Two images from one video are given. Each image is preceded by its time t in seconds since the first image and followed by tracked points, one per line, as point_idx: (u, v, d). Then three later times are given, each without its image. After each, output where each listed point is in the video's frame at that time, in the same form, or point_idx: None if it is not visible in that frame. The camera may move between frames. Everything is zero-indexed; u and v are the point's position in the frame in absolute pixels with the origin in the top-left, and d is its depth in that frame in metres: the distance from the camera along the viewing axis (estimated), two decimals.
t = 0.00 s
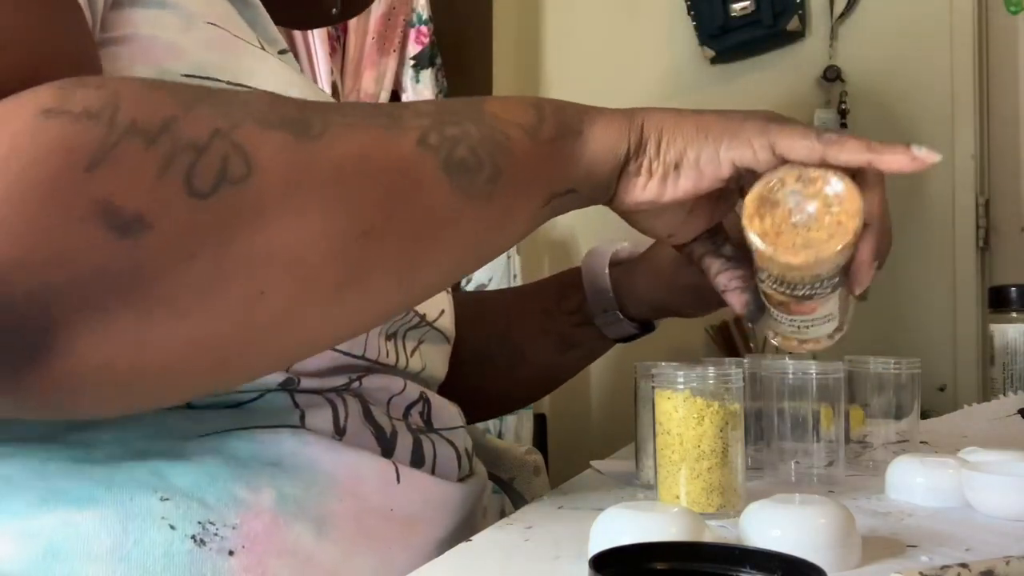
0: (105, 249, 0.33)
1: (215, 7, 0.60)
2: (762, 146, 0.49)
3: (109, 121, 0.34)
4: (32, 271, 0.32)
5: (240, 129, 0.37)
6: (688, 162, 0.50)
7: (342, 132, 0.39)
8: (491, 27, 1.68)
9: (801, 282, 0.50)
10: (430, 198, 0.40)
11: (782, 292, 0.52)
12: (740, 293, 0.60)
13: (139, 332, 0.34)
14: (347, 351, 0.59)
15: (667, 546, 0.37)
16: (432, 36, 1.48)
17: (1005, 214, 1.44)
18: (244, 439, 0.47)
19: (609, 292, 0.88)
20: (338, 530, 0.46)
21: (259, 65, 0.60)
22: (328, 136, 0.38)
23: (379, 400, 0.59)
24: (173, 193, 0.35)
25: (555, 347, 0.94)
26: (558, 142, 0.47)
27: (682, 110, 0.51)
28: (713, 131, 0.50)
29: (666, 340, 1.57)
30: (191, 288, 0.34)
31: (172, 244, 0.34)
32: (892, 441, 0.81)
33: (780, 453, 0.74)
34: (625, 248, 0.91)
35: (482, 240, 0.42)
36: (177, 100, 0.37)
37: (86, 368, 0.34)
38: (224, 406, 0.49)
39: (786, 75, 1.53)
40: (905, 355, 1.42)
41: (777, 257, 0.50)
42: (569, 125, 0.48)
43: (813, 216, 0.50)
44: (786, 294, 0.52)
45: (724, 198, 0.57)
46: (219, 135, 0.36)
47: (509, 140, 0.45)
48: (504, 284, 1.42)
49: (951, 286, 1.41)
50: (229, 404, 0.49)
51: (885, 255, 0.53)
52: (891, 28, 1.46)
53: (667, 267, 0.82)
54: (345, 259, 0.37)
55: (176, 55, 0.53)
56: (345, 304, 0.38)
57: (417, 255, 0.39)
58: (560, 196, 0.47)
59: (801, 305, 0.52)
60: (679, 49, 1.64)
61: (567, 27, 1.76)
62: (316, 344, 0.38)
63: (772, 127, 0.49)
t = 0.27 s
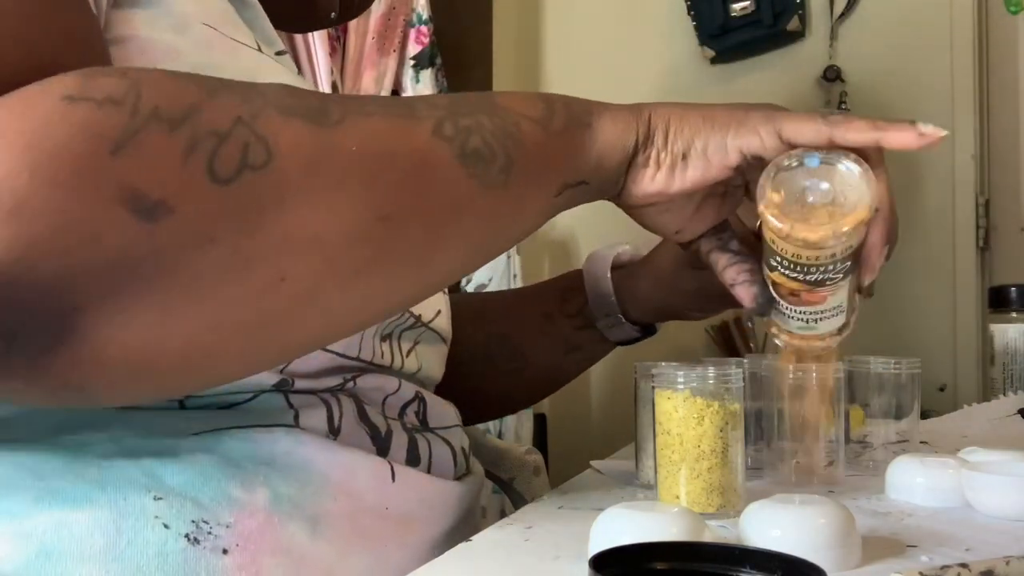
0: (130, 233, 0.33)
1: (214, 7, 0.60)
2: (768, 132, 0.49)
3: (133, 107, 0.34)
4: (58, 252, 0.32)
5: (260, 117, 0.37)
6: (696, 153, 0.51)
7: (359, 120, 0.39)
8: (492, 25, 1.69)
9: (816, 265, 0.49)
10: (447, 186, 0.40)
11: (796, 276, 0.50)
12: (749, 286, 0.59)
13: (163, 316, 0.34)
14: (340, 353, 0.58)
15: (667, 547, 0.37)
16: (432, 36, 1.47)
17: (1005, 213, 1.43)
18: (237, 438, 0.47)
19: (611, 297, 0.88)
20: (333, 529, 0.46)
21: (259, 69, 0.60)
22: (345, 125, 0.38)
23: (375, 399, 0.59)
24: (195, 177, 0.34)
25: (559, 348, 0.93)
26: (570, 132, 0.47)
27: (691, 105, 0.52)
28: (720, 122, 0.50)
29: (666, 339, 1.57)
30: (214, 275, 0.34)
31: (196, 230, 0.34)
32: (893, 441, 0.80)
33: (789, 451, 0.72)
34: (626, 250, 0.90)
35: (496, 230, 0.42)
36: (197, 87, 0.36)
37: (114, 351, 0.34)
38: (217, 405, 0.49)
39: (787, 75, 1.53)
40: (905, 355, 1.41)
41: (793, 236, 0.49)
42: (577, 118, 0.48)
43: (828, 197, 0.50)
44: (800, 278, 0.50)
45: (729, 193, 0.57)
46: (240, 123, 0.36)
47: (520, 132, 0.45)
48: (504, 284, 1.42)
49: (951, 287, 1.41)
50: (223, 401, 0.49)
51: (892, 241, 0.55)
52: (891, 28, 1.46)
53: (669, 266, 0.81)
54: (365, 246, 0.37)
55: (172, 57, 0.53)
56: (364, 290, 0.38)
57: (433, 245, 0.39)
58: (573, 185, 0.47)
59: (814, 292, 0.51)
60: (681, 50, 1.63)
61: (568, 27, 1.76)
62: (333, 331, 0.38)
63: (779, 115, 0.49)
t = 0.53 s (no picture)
0: (89, 283, 0.34)
1: (207, 14, 0.60)
2: (765, 183, 0.46)
3: (89, 158, 0.35)
4: (18, 304, 0.33)
5: (226, 161, 0.37)
6: (693, 193, 0.47)
7: (332, 159, 0.38)
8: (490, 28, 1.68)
9: (805, 321, 0.54)
10: (422, 224, 0.39)
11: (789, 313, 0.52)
12: (744, 313, 0.64)
13: (128, 359, 0.35)
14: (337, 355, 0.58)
15: (666, 546, 0.37)
16: (432, 36, 1.47)
17: (1003, 214, 1.43)
18: (236, 438, 0.47)
19: (613, 300, 0.88)
20: (332, 525, 0.46)
21: (251, 73, 0.59)
22: (316, 167, 0.38)
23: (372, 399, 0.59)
24: (153, 229, 0.35)
25: (559, 351, 0.93)
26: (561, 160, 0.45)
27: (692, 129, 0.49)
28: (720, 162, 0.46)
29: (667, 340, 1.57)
30: (173, 320, 0.35)
31: (154, 278, 0.35)
32: (893, 441, 0.80)
33: (792, 445, 0.71)
34: (630, 255, 0.90)
35: (479, 267, 0.42)
36: (165, 130, 0.37)
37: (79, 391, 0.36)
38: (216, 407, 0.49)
39: (786, 77, 1.53)
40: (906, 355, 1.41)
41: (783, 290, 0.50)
42: (574, 146, 0.46)
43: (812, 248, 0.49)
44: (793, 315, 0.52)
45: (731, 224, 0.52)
46: (204, 169, 0.37)
47: (506, 164, 0.43)
48: (504, 285, 1.42)
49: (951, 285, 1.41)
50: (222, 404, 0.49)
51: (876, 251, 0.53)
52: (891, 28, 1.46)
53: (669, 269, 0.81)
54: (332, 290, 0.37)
55: (164, 65, 0.53)
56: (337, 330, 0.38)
57: (409, 281, 0.39)
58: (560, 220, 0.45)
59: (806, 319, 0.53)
60: (678, 50, 1.63)
61: (567, 29, 1.76)
62: (304, 370, 0.38)
63: (779, 164, 0.46)
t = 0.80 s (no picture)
0: (76, 291, 0.34)
1: (199, 15, 0.60)
2: (760, 170, 0.45)
3: (77, 164, 0.35)
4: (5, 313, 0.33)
5: (216, 166, 0.37)
6: (683, 185, 0.48)
7: (321, 163, 0.39)
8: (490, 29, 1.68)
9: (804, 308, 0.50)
10: (411, 227, 0.40)
11: (781, 313, 0.51)
12: (741, 306, 0.61)
13: (116, 367, 0.35)
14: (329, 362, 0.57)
15: (665, 546, 0.37)
16: (432, 36, 1.47)
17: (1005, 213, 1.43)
18: (230, 437, 0.47)
19: (614, 299, 0.88)
20: (326, 523, 0.46)
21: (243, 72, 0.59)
22: (304, 171, 0.38)
23: (367, 399, 0.59)
24: (143, 234, 0.35)
25: (560, 350, 0.93)
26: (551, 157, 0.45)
27: (680, 123, 0.49)
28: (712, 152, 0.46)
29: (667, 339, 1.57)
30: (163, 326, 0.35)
31: (141, 284, 0.35)
32: (892, 441, 0.80)
33: (791, 444, 0.70)
34: (630, 255, 0.91)
35: (469, 268, 0.42)
36: (155, 136, 0.37)
37: (68, 399, 0.36)
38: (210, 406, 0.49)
39: (785, 77, 1.53)
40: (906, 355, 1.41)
41: (775, 287, 0.49)
42: (563, 145, 0.46)
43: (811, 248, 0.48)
44: (785, 315, 0.51)
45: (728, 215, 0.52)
46: (191, 175, 0.37)
47: (496, 164, 0.44)
48: (504, 285, 1.42)
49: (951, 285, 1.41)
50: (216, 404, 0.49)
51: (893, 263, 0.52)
52: (892, 28, 1.46)
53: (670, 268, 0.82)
54: (321, 294, 0.37)
55: (155, 68, 0.53)
56: (327, 334, 0.38)
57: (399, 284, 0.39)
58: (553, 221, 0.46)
59: (801, 323, 0.51)
60: (677, 50, 1.63)
61: (566, 30, 1.76)
62: (293, 374, 0.39)
63: (769, 151, 0.45)
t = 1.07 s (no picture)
0: (100, 263, 0.33)
1: (195, 9, 0.59)
2: (759, 132, 0.49)
3: (99, 133, 0.35)
4: (26, 283, 0.33)
5: (232, 138, 0.37)
6: (686, 154, 0.50)
7: (333, 136, 0.39)
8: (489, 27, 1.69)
9: (811, 265, 0.50)
10: (425, 198, 0.40)
11: (791, 275, 0.51)
12: (745, 282, 0.58)
13: (133, 343, 0.35)
14: (331, 356, 0.58)
15: (665, 546, 0.37)
16: (432, 36, 1.47)
17: (1005, 214, 1.41)
18: (223, 438, 0.47)
19: (612, 291, 0.88)
20: (320, 525, 0.46)
21: (242, 67, 0.60)
22: (320, 142, 0.39)
23: (363, 398, 0.60)
24: (165, 204, 0.35)
25: (560, 346, 0.93)
26: (554, 134, 0.47)
27: (673, 104, 0.51)
28: (709, 121, 0.50)
29: (667, 338, 1.56)
30: (186, 298, 0.35)
31: (163, 256, 0.34)
32: (892, 441, 0.80)
33: (792, 446, 0.70)
34: (627, 248, 0.91)
35: (480, 242, 0.42)
36: (171, 112, 0.37)
37: (89, 376, 0.35)
38: (203, 406, 0.48)
39: (785, 76, 1.53)
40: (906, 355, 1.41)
41: (788, 239, 0.50)
42: (563, 121, 0.48)
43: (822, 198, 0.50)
44: (795, 277, 0.51)
45: (723, 189, 0.56)
46: (210, 145, 0.37)
47: (502, 141, 0.45)
48: (504, 284, 1.41)
49: (951, 287, 1.39)
50: (209, 404, 0.49)
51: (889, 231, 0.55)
52: (893, 28, 1.45)
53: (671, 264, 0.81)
54: (340, 264, 0.37)
55: (153, 61, 0.53)
56: (345, 306, 0.38)
57: (416, 254, 0.39)
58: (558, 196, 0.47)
59: (810, 290, 0.51)
60: (679, 50, 1.63)
61: (567, 29, 1.76)
62: (311, 348, 0.38)
63: (768, 116, 0.49)
